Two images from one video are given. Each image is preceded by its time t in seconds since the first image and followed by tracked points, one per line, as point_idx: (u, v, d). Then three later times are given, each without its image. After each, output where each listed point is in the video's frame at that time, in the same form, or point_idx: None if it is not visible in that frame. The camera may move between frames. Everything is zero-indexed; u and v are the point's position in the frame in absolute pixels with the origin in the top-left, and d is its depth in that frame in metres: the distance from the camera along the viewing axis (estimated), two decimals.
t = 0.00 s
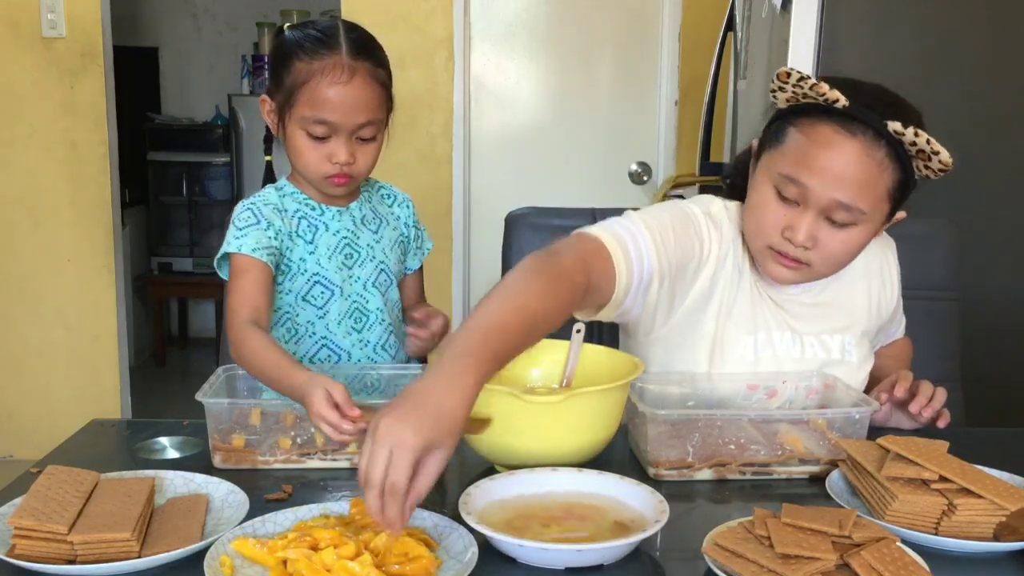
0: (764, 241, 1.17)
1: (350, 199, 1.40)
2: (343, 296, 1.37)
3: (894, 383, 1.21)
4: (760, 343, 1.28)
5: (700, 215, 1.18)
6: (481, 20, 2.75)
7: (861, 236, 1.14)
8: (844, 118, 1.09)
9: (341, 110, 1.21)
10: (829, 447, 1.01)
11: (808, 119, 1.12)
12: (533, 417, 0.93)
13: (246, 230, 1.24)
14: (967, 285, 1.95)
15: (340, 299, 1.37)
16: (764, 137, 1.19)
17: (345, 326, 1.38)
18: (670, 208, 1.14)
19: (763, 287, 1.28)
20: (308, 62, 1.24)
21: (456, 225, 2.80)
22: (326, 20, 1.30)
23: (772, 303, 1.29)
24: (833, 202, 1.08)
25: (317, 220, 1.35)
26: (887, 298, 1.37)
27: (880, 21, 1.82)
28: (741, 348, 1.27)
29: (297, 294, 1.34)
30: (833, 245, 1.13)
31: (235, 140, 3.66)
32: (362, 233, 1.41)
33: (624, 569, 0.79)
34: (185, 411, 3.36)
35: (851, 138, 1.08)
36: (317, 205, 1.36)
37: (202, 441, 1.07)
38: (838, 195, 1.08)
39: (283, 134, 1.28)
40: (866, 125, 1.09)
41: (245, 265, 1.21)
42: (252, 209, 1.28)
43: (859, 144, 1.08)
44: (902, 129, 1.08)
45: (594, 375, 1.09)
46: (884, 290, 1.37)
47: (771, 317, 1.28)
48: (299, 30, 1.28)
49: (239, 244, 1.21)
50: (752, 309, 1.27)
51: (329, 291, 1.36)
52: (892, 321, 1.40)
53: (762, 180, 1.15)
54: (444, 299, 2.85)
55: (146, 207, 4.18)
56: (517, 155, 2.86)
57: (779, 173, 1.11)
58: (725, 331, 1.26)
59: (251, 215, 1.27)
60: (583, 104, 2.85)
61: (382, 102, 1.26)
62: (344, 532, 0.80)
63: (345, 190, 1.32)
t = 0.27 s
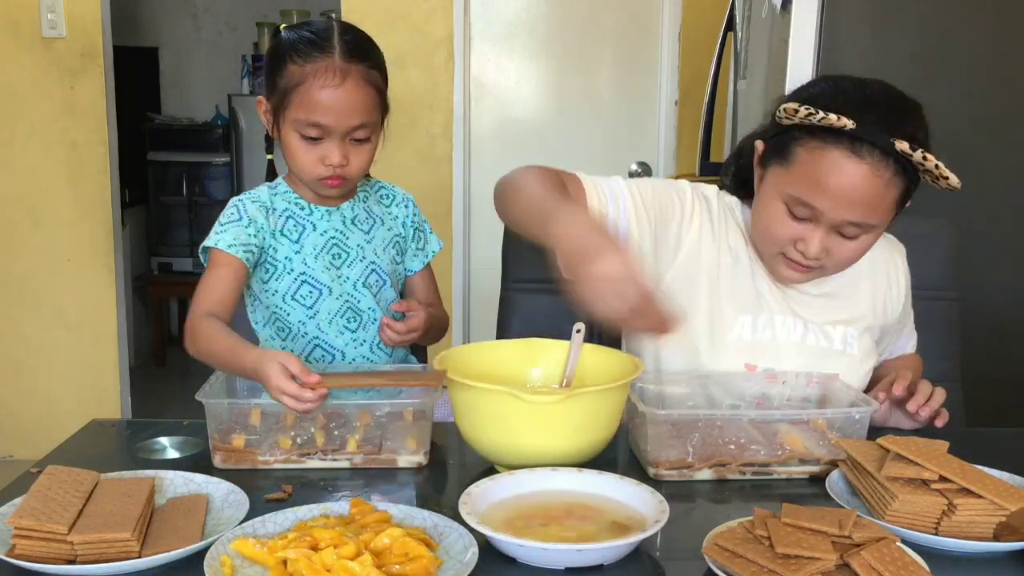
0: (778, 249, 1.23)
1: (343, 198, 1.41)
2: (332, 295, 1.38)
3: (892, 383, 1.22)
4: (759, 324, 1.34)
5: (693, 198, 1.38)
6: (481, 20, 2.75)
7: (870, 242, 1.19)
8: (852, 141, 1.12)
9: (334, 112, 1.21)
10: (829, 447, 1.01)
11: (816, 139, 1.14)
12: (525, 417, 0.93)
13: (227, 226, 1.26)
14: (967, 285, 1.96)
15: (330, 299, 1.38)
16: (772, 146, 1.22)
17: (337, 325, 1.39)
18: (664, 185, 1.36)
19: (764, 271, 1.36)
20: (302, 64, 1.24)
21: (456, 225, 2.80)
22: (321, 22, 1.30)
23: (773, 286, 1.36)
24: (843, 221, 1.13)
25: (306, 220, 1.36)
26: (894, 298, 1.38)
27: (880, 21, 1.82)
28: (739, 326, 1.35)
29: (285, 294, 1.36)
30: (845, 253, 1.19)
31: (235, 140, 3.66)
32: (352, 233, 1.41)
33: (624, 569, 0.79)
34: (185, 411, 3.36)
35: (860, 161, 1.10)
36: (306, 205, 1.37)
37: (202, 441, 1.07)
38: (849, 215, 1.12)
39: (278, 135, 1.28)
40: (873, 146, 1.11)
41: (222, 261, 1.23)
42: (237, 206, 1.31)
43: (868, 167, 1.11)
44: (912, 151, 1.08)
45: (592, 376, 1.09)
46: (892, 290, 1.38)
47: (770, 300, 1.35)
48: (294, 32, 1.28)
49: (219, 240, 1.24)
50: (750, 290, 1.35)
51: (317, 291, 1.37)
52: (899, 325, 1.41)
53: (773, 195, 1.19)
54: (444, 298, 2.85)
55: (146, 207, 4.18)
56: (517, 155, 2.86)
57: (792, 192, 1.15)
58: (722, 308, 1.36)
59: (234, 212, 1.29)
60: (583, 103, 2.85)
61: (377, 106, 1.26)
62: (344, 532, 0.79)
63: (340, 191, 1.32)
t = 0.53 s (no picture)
0: (779, 247, 1.23)
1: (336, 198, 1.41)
2: (327, 297, 1.39)
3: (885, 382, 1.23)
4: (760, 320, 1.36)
5: (698, 198, 1.38)
6: (481, 20, 2.75)
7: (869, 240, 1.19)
8: (851, 143, 1.12)
9: (330, 107, 1.21)
10: (829, 447, 1.01)
11: (815, 141, 1.14)
12: (521, 418, 0.93)
13: (217, 224, 1.28)
14: (967, 284, 1.96)
15: (324, 300, 1.39)
16: (772, 148, 1.22)
17: (333, 327, 1.40)
18: (676, 193, 1.35)
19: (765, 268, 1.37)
20: (298, 60, 1.24)
21: (456, 225, 2.80)
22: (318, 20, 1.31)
23: (774, 283, 1.37)
24: (843, 221, 1.13)
25: (298, 222, 1.37)
26: (894, 290, 1.40)
27: (881, 21, 1.82)
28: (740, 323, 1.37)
29: (279, 296, 1.37)
30: (845, 251, 1.19)
31: (235, 140, 3.67)
32: (345, 235, 1.41)
33: (624, 569, 0.79)
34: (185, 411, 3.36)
35: (858, 163, 1.11)
36: (299, 206, 1.38)
37: (202, 441, 1.07)
38: (848, 214, 1.13)
39: (275, 133, 1.28)
40: (871, 148, 1.11)
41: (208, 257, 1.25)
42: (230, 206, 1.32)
43: (867, 168, 1.11)
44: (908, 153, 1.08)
45: (592, 376, 1.09)
46: (891, 284, 1.40)
47: (771, 297, 1.37)
48: (291, 29, 1.29)
49: (207, 237, 1.25)
50: (751, 288, 1.37)
51: (311, 292, 1.38)
52: (904, 321, 1.41)
53: (773, 195, 1.20)
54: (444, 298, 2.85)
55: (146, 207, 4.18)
56: (517, 155, 2.86)
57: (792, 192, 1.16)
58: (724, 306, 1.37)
59: (225, 211, 1.30)
60: (583, 103, 2.85)
61: (373, 101, 1.26)
62: (344, 532, 0.79)
63: (334, 190, 1.31)
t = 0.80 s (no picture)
0: (787, 248, 1.24)
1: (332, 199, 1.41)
2: (320, 298, 1.39)
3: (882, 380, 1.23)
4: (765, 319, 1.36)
5: (704, 198, 1.38)
6: (481, 20, 2.75)
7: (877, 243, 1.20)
8: (865, 149, 1.12)
9: (325, 119, 1.21)
10: (829, 447, 1.01)
11: (830, 146, 1.14)
12: (519, 419, 0.93)
13: (206, 225, 1.28)
14: (966, 284, 1.96)
15: (318, 301, 1.39)
16: (784, 150, 1.22)
17: (328, 328, 1.40)
18: (683, 194, 1.36)
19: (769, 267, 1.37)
20: (295, 68, 1.24)
21: (456, 224, 2.80)
22: (313, 24, 1.30)
23: (778, 282, 1.37)
24: (854, 223, 1.14)
25: (291, 224, 1.37)
26: (896, 287, 1.40)
27: (881, 21, 1.82)
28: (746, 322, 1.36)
29: (273, 298, 1.37)
30: (853, 254, 1.20)
31: (235, 140, 3.67)
32: (339, 236, 1.41)
33: (624, 569, 0.79)
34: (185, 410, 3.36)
35: (872, 169, 1.11)
36: (292, 209, 1.38)
37: (201, 441, 1.07)
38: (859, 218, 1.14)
39: (270, 139, 1.28)
40: (884, 154, 1.11)
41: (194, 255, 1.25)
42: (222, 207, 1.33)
43: (880, 173, 1.11)
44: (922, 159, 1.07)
45: (591, 376, 1.09)
46: (892, 281, 1.40)
47: (776, 295, 1.37)
48: (286, 33, 1.28)
49: (196, 237, 1.26)
50: (756, 286, 1.37)
51: (304, 294, 1.38)
52: (905, 318, 1.41)
53: (784, 198, 1.20)
54: (444, 298, 2.85)
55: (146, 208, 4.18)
56: (516, 155, 2.86)
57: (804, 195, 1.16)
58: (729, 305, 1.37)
59: (215, 212, 1.31)
60: (583, 103, 2.85)
61: (370, 111, 1.26)
62: (344, 531, 0.79)
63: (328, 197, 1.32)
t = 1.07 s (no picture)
0: (790, 248, 1.24)
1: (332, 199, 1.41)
2: (320, 299, 1.39)
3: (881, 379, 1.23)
4: (766, 319, 1.36)
5: (705, 197, 1.38)
6: (481, 20, 2.75)
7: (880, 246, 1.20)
8: (870, 151, 1.12)
9: (327, 124, 1.21)
10: (829, 447, 1.01)
11: (835, 148, 1.14)
12: (518, 420, 0.93)
13: (204, 227, 1.28)
14: (967, 284, 1.96)
15: (318, 302, 1.39)
16: (788, 152, 1.22)
17: (328, 329, 1.40)
18: (681, 194, 1.36)
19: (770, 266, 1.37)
20: (295, 71, 1.24)
21: (456, 224, 2.80)
22: (313, 26, 1.30)
23: (779, 281, 1.37)
24: (857, 225, 1.14)
25: (289, 225, 1.38)
26: (897, 289, 1.40)
27: (881, 21, 1.82)
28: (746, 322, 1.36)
29: (272, 300, 1.37)
30: (855, 255, 1.20)
31: (235, 140, 3.67)
32: (337, 236, 1.42)
33: (624, 569, 0.79)
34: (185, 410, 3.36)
35: (877, 171, 1.11)
36: (290, 210, 1.38)
37: (202, 441, 1.07)
38: (862, 220, 1.14)
39: (269, 142, 1.28)
40: (888, 156, 1.11)
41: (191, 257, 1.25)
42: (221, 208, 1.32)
43: (884, 176, 1.11)
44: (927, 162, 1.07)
45: (591, 377, 1.09)
46: (893, 282, 1.40)
47: (777, 295, 1.37)
48: (286, 36, 1.28)
49: (195, 239, 1.26)
50: (757, 286, 1.37)
51: (303, 295, 1.38)
52: (906, 319, 1.41)
53: (788, 199, 1.20)
54: (444, 298, 2.85)
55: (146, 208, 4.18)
56: (516, 155, 2.86)
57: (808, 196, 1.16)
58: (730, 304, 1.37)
59: (213, 214, 1.31)
60: (583, 102, 2.85)
61: (370, 116, 1.26)
62: (344, 532, 0.79)
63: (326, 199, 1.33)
